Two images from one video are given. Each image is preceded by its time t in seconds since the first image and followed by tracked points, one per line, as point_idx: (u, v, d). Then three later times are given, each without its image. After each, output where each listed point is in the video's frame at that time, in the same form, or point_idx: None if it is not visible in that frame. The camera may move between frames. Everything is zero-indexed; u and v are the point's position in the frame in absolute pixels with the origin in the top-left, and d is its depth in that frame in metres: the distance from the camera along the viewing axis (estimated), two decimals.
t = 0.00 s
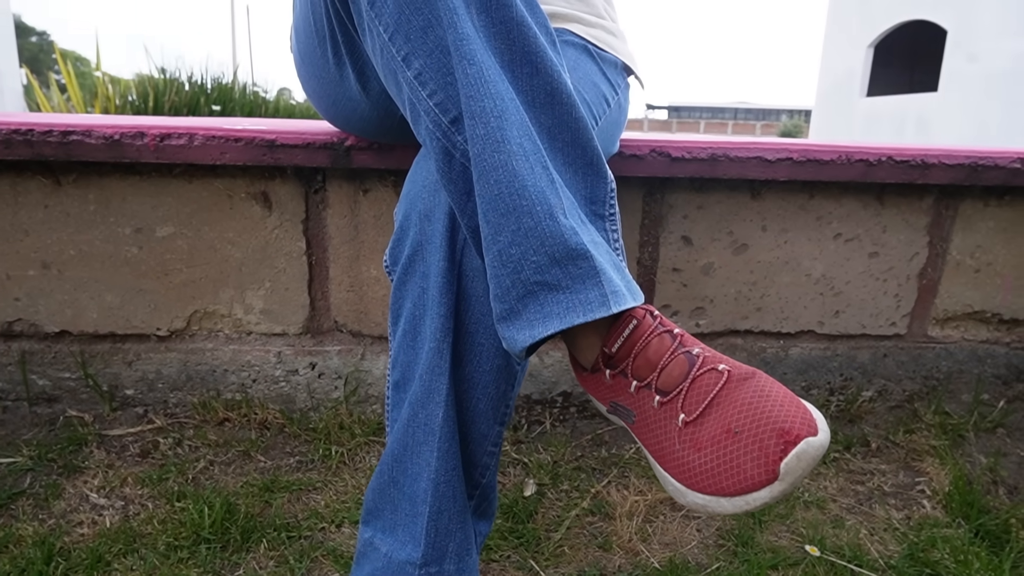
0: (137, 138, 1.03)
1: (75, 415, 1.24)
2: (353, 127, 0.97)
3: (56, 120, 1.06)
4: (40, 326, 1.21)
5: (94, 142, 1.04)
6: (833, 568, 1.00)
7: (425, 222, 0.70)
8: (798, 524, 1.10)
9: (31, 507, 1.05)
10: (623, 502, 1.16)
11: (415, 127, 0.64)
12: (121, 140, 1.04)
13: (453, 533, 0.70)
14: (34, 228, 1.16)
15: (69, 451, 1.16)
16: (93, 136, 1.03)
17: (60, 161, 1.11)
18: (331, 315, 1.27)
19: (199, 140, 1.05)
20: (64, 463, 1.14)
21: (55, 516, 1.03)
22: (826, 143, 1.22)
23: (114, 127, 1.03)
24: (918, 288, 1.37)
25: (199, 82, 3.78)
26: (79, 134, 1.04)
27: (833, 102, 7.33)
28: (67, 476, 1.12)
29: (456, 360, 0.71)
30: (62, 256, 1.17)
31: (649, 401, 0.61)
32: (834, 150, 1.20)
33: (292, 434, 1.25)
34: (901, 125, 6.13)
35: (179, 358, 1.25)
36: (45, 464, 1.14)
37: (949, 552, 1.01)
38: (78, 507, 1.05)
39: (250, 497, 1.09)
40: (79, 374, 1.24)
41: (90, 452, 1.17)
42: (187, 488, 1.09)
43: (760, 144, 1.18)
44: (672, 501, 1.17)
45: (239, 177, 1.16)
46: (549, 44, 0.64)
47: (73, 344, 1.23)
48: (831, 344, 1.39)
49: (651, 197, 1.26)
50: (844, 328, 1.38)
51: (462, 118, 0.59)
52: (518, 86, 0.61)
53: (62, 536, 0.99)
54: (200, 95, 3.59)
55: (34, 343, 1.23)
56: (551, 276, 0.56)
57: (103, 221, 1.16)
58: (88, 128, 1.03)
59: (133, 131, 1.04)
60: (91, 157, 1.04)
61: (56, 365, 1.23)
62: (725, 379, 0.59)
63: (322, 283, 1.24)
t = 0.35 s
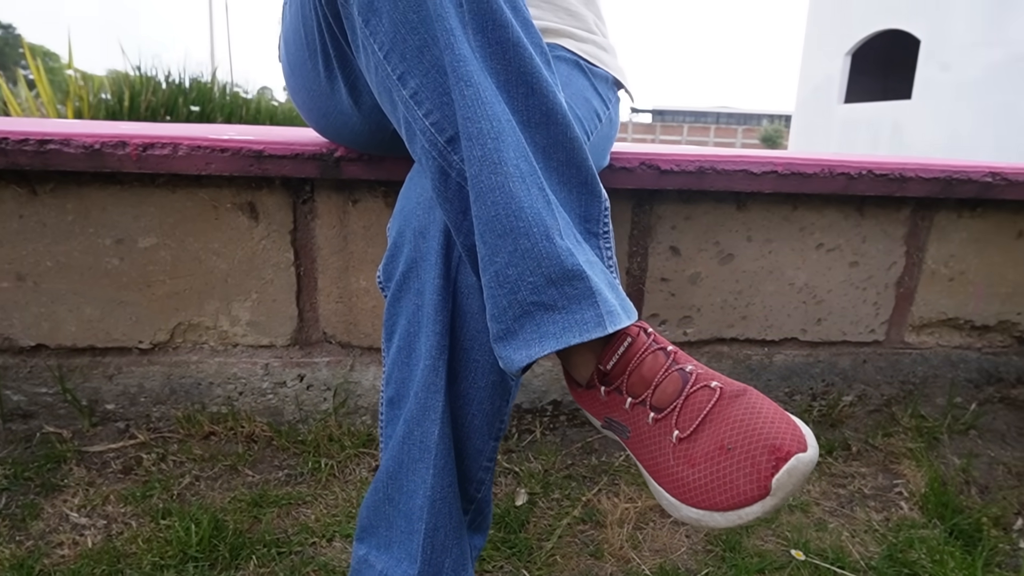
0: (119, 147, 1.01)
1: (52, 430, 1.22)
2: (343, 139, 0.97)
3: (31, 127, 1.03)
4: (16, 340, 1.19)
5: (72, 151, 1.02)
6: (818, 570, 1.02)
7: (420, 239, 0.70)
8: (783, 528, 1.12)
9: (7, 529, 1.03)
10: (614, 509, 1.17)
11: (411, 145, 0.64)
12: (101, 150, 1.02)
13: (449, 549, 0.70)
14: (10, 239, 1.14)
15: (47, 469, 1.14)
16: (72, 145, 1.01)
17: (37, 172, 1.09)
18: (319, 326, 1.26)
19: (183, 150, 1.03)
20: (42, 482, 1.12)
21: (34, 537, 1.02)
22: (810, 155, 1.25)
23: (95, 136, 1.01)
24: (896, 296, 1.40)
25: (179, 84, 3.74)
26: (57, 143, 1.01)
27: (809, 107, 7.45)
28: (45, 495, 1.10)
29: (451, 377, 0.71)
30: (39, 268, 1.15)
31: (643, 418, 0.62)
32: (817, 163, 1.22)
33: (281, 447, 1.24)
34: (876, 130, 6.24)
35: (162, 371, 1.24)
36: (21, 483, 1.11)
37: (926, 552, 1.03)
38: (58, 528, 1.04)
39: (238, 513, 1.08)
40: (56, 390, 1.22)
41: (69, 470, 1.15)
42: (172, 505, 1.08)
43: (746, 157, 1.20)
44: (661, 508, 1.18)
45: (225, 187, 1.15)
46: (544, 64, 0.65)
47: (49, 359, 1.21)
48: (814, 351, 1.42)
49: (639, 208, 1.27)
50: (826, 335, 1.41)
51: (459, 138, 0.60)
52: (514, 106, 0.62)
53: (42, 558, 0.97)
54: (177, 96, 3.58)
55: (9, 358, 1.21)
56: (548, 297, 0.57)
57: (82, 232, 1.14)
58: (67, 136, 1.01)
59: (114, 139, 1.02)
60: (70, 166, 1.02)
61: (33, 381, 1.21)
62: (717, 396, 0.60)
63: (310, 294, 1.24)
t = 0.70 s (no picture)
0: (79, 143, 0.97)
1: (5, 439, 1.17)
2: (319, 137, 0.96)
3: None
4: None
5: (27, 147, 0.97)
6: (786, 554, 1.06)
7: (405, 239, 0.70)
8: (752, 515, 1.15)
9: None
10: (590, 503, 1.19)
11: (397, 145, 0.64)
12: (59, 146, 0.98)
13: (438, 545, 0.71)
14: None
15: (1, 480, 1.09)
16: (27, 141, 0.97)
17: None
18: (292, 327, 1.25)
19: (149, 147, 1.00)
20: None
21: None
22: (775, 157, 1.29)
23: (53, 131, 0.97)
24: (854, 291, 1.46)
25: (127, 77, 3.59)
26: (10, 138, 0.97)
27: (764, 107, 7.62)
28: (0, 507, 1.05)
29: (438, 375, 0.72)
30: None
31: (629, 411, 0.63)
32: (782, 165, 1.26)
33: (253, 450, 1.22)
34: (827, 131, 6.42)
35: (125, 376, 1.21)
36: None
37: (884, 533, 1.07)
38: (17, 540, 1.00)
39: (210, 518, 1.05)
40: (10, 398, 1.18)
41: (26, 481, 1.11)
42: (140, 512, 1.05)
43: (714, 158, 1.24)
44: (636, 500, 1.20)
45: (192, 186, 1.12)
46: (529, 66, 0.66)
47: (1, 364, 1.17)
48: (778, 345, 1.47)
49: (612, 208, 1.29)
50: (790, 330, 1.45)
51: (448, 139, 0.60)
52: (501, 107, 0.62)
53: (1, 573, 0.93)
54: (123, 88, 3.47)
55: None
56: (539, 295, 0.58)
57: (37, 232, 1.10)
58: (22, 132, 0.97)
59: (74, 135, 0.98)
60: (26, 163, 0.98)
61: None
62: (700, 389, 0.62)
63: (282, 295, 1.22)
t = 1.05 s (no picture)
0: (86, 151, 0.98)
1: (6, 439, 1.17)
2: (320, 142, 0.97)
3: None
4: None
5: (35, 154, 0.97)
6: (777, 550, 1.09)
7: (414, 242, 0.72)
8: (743, 512, 1.18)
9: None
10: (581, 500, 1.21)
11: (409, 151, 0.66)
12: (66, 152, 0.98)
13: (447, 541, 0.72)
14: None
15: (4, 480, 1.09)
16: (35, 147, 0.97)
17: None
18: (285, 327, 1.25)
19: (153, 153, 1.01)
20: None
21: None
22: (759, 157, 1.33)
23: (61, 138, 0.97)
24: (838, 289, 1.50)
25: (104, 79, 3.62)
26: (19, 145, 0.97)
27: (735, 106, 7.72)
28: (5, 506, 1.05)
29: (445, 375, 0.73)
30: None
31: (637, 409, 0.65)
32: (767, 165, 1.29)
33: (248, 449, 1.23)
34: (797, 129, 6.54)
35: (124, 376, 1.21)
36: None
37: (875, 529, 1.12)
38: (23, 539, 1.00)
39: (209, 517, 1.06)
40: (11, 398, 1.17)
41: (29, 480, 1.11)
42: (142, 511, 1.06)
43: (701, 158, 1.27)
44: (627, 497, 1.23)
45: (190, 189, 1.12)
46: (537, 74, 0.68)
47: (4, 366, 1.16)
48: (762, 342, 1.51)
49: (600, 208, 1.32)
50: (774, 327, 1.49)
51: (461, 145, 0.62)
52: (511, 114, 0.64)
53: (10, 570, 0.94)
54: (101, 93, 3.49)
55: None
56: (551, 296, 0.60)
57: (41, 236, 1.10)
58: (31, 139, 0.97)
59: (81, 142, 0.99)
60: (33, 169, 0.98)
61: None
62: (707, 387, 0.64)
63: (277, 296, 1.22)
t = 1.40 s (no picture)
0: (87, 154, 0.97)
1: None
2: (324, 147, 0.97)
3: None
4: None
5: (36, 158, 0.97)
6: (773, 548, 1.11)
7: (426, 249, 0.73)
8: (738, 512, 1.20)
9: None
10: (580, 501, 1.22)
11: (424, 159, 0.67)
12: (67, 156, 0.98)
13: (459, 544, 0.73)
14: None
15: None
16: (35, 151, 0.96)
17: None
18: (284, 331, 1.25)
19: (155, 157, 1.00)
20: None
21: None
22: (752, 163, 1.35)
23: (61, 142, 0.97)
24: (826, 292, 1.53)
25: (85, 79, 3.59)
26: (18, 148, 0.96)
27: (715, 108, 7.81)
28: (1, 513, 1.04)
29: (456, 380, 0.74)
30: None
31: (648, 413, 0.67)
32: (761, 171, 1.32)
33: (246, 453, 1.23)
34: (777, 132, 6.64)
35: (120, 381, 1.20)
36: None
37: (867, 527, 1.15)
38: (21, 546, 0.99)
39: (210, 522, 1.06)
40: (5, 404, 1.16)
41: (25, 486, 1.10)
42: (141, 517, 1.05)
43: (697, 164, 1.29)
44: (624, 498, 1.24)
45: (190, 193, 1.12)
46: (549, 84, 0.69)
47: None
48: (753, 344, 1.53)
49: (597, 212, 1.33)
50: (765, 329, 1.52)
51: (477, 155, 0.63)
52: (526, 124, 0.65)
53: None
54: (81, 92, 3.47)
55: None
56: (567, 303, 0.61)
57: (37, 240, 1.09)
58: (31, 142, 0.96)
59: (81, 146, 0.98)
60: (33, 173, 0.97)
61: None
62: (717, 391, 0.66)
63: (276, 300, 1.22)
